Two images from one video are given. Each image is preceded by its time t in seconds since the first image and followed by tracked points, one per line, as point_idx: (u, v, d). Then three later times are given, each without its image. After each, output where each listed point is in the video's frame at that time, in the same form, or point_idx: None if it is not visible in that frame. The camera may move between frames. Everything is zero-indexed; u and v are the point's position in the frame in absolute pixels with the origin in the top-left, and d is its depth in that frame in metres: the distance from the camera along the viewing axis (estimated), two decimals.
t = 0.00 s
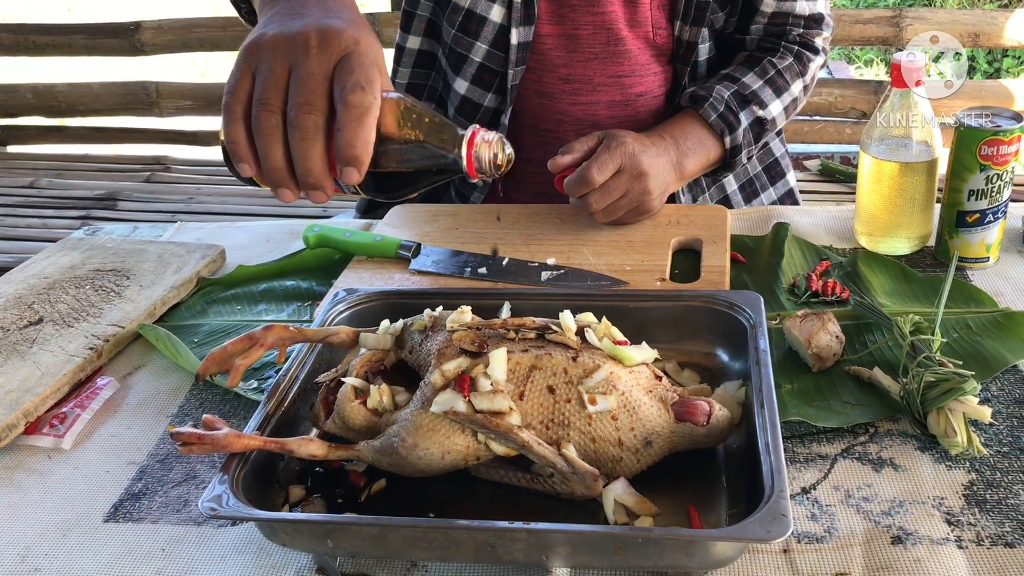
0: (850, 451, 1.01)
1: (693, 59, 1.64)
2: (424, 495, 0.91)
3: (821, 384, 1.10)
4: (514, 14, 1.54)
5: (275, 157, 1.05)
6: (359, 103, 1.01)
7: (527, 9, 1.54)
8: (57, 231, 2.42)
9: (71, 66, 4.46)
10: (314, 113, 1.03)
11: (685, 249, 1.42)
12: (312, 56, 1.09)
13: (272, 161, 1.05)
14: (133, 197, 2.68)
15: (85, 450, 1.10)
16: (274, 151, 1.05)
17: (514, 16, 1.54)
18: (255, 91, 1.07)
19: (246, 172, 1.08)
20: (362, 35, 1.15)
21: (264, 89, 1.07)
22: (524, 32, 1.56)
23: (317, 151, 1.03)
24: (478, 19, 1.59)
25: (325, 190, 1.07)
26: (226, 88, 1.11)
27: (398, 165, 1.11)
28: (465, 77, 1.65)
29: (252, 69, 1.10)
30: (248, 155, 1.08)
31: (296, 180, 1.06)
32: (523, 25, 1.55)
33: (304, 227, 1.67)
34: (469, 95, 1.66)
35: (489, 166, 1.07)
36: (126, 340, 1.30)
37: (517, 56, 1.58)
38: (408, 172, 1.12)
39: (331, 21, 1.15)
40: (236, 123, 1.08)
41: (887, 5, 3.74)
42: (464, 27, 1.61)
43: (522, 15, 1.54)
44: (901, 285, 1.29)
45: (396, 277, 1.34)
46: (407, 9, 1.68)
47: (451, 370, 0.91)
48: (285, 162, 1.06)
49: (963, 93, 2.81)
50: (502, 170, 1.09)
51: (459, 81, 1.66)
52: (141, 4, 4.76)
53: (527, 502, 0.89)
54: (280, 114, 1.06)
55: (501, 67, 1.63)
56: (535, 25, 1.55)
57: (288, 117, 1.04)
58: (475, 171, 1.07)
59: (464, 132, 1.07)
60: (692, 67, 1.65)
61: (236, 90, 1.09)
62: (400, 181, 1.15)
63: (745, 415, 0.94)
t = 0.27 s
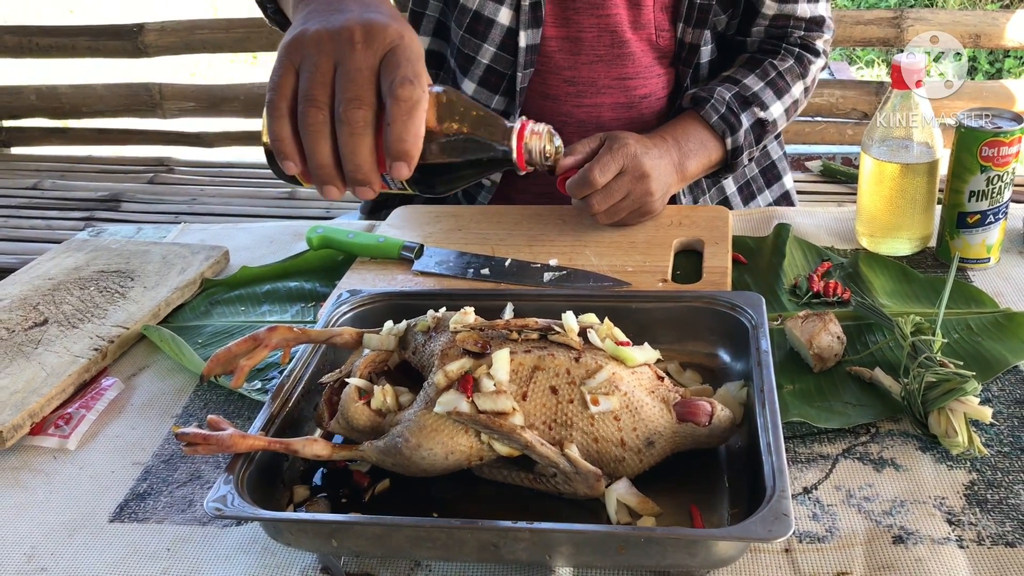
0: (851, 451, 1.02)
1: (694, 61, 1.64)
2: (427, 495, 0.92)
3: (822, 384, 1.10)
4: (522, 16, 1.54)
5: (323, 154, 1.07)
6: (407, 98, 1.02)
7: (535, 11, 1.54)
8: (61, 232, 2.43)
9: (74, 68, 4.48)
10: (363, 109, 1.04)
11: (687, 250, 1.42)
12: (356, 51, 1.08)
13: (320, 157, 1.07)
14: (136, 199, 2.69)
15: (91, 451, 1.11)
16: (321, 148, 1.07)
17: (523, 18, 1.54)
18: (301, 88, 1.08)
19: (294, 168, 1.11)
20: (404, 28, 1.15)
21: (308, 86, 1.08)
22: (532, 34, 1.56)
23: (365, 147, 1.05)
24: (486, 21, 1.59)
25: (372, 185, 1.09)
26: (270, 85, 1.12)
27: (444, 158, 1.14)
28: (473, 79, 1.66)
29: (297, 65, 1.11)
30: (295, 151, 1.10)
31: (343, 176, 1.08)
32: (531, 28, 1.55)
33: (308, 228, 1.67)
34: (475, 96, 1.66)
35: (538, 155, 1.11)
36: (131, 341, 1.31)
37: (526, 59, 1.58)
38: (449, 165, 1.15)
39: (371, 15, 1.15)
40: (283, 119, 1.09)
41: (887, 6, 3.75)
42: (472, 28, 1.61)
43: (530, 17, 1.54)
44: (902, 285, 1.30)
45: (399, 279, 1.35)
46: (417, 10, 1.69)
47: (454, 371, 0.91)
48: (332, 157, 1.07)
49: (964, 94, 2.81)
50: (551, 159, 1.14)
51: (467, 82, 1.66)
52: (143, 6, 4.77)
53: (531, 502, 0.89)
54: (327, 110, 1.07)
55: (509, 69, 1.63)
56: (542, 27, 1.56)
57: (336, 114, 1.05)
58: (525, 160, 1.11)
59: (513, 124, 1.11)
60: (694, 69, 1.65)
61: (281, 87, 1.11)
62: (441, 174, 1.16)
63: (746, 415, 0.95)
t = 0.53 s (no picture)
0: (855, 452, 1.02)
1: (697, 63, 1.64)
2: (431, 496, 0.92)
3: (825, 385, 1.10)
4: (526, 19, 1.54)
5: (357, 154, 0.99)
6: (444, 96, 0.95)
7: (539, 14, 1.54)
8: (64, 234, 2.43)
9: (76, 69, 4.48)
10: (397, 106, 0.97)
11: (690, 251, 1.42)
12: (388, 47, 1.01)
13: (353, 157, 1.00)
14: (139, 200, 2.70)
15: (95, 452, 1.11)
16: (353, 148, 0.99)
17: (526, 21, 1.54)
18: (330, 86, 1.00)
19: (323, 169, 1.03)
20: (435, 23, 1.07)
21: (339, 83, 1.00)
22: (535, 37, 1.56)
23: (400, 148, 0.97)
24: (489, 23, 1.59)
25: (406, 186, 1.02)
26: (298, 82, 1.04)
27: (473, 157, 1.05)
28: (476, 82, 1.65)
29: (326, 62, 1.03)
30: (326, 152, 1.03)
31: (375, 177, 1.01)
32: (534, 30, 1.55)
33: (310, 230, 1.67)
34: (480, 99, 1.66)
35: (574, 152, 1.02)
36: (134, 342, 1.31)
37: (528, 61, 1.58)
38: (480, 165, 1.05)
39: (403, 11, 1.08)
40: (313, 119, 1.02)
41: (889, 6, 3.74)
42: (474, 31, 1.60)
43: (534, 20, 1.54)
44: (905, 286, 1.30)
45: (402, 280, 1.35)
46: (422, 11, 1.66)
47: (458, 371, 0.91)
48: (365, 158, 1.00)
49: (966, 95, 2.81)
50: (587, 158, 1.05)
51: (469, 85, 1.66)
52: (146, 7, 4.78)
53: (535, 503, 0.89)
54: (359, 108, 1.00)
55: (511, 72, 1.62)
56: (545, 30, 1.55)
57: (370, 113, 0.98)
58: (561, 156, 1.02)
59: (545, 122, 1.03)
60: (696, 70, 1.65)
61: (309, 85, 1.03)
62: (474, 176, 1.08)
63: (750, 416, 0.95)
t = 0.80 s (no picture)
0: (854, 451, 1.02)
1: (696, 64, 1.64)
2: (431, 496, 0.92)
3: (825, 385, 1.10)
4: (525, 21, 1.54)
5: (349, 152, 1.01)
6: (435, 92, 0.96)
7: (539, 16, 1.54)
8: (64, 234, 2.44)
9: (77, 70, 4.49)
10: (388, 104, 0.98)
11: (689, 251, 1.42)
12: (380, 46, 1.02)
13: (346, 155, 1.01)
14: (139, 201, 2.70)
15: (94, 453, 1.11)
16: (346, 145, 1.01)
17: (526, 24, 1.54)
18: (323, 86, 1.02)
19: (317, 168, 1.05)
20: (429, 20, 1.08)
21: (332, 82, 1.01)
22: (535, 40, 1.56)
23: (391, 144, 0.99)
24: (488, 26, 1.58)
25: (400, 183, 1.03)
26: (292, 83, 1.05)
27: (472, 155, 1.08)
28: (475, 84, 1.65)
29: (318, 62, 1.04)
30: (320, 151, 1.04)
31: (369, 175, 1.03)
32: (534, 33, 1.55)
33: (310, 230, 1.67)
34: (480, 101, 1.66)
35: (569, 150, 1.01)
36: (134, 343, 1.31)
37: (529, 64, 1.58)
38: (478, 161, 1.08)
39: (396, 9, 1.09)
40: (306, 119, 1.03)
41: (889, 6, 3.75)
42: (474, 34, 1.59)
43: (533, 22, 1.54)
44: (905, 286, 1.30)
45: (402, 281, 1.35)
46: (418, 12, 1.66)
47: (457, 371, 0.91)
48: (357, 156, 1.01)
49: (966, 95, 2.81)
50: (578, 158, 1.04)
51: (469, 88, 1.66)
52: (146, 8, 4.78)
53: (534, 503, 0.90)
54: (352, 106, 1.01)
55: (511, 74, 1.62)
56: (545, 32, 1.55)
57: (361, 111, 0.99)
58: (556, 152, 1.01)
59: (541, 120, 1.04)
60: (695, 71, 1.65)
61: (302, 85, 1.04)
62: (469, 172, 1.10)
63: (750, 416, 0.95)
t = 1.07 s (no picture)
0: (855, 451, 1.02)
1: (695, 65, 1.65)
2: (432, 496, 0.92)
3: (825, 385, 1.10)
4: (525, 22, 1.54)
5: (287, 168, 0.97)
6: (376, 111, 0.92)
7: (539, 17, 1.54)
8: (64, 235, 2.44)
9: (77, 71, 4.49)
10: (328, 122, 0.95)
11: (690, 251, 1.42)
12: (327, 64, 1.02)
13: (285, 172, 0.97)
14: (139, 202, 2.70)
15: (95, 453, 1.11)
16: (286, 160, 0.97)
17: (526, 24, 1.54)
18: (267, 99, 1.00)
19: (259, 183, 1.02)
20: (382, 42, 1.08)
21: (276, 96, 0.99)
22: (536, 41, 1.56)
23: (330, 162, 0.95)
24: (488, 27, 1.58)
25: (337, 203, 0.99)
26: (240, 94, 1.04)
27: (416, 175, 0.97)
28: (476, 84, 1.65)
29: (267, 75, 1.03)
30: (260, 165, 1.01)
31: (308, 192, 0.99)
32: (535, 33, 1.55)
33: (311, 231, 1.68)
34: (480, 103, 1.66)
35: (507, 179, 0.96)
36: (135, 344, 1.31)
37: (529, 64, 1.58)
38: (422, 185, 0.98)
39: (348, 27, 1.09)
40: (249, 131, 1.00)
41: (888, 6, 3.75)
42: (474, 34, 1.60)
43: (533, 23, 1.54)
44: (905, 286, 1.30)
45: (403, 281, 1.36)
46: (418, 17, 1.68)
47: (458, 372, 0.91)
48: (297, 173, 0.98)
49: (965, 94, 2.81)
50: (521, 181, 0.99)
51: (470, 88, 1.66)
52: (146, 8, 4.78)
53: (535, 503, 0.90)
54: (294, 121, 0.98)
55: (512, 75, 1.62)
56: (546, 33, 1.55)
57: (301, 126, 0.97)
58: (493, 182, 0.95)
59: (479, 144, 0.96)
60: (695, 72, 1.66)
61: (249, 96, 1.02)
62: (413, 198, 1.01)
63: (750, 415, 0.95)
